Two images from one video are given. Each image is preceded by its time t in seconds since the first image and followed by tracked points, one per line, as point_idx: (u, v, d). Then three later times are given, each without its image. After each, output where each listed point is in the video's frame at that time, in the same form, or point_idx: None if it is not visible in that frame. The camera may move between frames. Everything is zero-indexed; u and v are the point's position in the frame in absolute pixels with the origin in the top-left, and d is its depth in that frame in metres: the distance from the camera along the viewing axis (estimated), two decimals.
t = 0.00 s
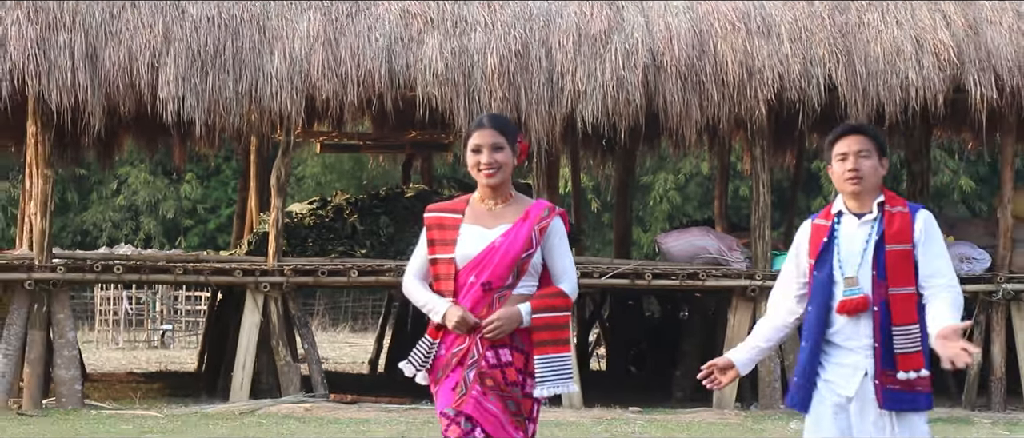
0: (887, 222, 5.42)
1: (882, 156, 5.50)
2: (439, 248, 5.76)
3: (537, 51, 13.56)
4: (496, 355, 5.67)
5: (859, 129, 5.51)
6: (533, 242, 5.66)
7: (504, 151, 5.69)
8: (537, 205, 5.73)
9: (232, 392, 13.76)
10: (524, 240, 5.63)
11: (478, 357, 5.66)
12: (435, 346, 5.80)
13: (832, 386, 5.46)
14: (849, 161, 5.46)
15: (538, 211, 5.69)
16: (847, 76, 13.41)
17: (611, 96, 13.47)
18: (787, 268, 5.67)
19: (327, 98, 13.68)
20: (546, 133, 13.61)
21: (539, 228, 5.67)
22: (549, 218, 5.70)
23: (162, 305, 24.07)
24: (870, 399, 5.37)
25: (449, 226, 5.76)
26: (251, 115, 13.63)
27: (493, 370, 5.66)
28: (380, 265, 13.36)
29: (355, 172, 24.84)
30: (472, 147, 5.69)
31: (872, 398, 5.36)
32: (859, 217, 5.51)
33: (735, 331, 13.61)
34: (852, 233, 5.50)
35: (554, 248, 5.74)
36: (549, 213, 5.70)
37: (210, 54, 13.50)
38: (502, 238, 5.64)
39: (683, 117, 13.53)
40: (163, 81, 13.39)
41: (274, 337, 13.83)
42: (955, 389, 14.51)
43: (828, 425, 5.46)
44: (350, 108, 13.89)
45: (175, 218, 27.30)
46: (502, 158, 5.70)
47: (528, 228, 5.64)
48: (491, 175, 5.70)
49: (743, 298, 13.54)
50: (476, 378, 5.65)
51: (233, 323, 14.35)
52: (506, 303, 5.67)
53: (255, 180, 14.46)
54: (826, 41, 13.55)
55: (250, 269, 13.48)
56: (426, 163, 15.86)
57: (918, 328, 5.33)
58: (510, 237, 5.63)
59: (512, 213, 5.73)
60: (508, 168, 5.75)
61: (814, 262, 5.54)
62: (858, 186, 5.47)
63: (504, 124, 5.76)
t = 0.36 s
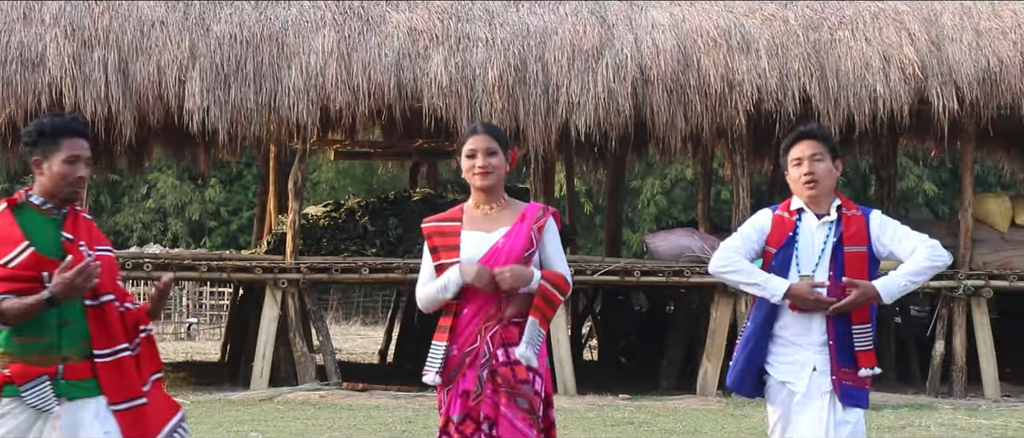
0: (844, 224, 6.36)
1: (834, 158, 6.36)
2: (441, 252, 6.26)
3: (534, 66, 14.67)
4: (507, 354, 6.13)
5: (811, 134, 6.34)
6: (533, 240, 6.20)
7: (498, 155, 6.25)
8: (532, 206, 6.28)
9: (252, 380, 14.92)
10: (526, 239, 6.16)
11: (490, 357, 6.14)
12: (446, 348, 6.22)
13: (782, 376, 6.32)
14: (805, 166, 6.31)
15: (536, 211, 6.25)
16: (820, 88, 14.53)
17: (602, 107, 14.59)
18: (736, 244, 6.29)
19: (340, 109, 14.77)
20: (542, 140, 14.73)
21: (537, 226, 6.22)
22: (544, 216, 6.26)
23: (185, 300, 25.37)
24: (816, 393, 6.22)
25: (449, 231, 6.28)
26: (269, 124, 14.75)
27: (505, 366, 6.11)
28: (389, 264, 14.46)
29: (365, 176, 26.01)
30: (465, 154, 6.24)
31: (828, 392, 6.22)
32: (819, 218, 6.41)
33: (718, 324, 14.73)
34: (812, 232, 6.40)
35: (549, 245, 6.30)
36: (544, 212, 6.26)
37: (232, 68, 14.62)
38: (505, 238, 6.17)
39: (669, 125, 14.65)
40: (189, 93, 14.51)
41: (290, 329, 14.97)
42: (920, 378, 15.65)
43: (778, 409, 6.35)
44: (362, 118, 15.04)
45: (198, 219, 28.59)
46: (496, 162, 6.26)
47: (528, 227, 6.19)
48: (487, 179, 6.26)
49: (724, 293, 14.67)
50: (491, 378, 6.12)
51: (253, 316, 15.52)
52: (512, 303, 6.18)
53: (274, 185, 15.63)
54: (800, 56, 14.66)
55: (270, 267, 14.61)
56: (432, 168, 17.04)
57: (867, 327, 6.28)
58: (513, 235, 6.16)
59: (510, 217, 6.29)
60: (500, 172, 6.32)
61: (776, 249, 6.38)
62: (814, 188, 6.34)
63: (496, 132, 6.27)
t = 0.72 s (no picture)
0: (837, 206, 6.84)
1: (824, 140, 6.77)
2: (452, 252, 6.78)
3: (535, 75, 15.33)
4: (515, 358, 6.67)
5: (803, 117, 6.74)
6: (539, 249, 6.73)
7: (517, 168, 6.73)
8: (538, 218, 6.80)
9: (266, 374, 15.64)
10: (531, 249, 6.69)
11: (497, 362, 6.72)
12: (462, 350, 6.85)
13: (774, 356, 6.82)
14: (797, 147, 6.74)
15: (541, 223, 6.77)
16: (807, 95, 15.21)
17: (599, 114, 15.27)
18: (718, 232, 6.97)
19: (349, 115, 15.47)
20: (541, 145, 15.42)
21: (544, 237, 6.75)
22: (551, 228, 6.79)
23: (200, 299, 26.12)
24: (808, 372, 6.75)
25: (458, 234, 6.79)
26: (281, 130, 15.44)
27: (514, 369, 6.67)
28: (395, 264, 15.10)
29: (373, 178, 26.73)
30: (484, 162, 6.72)
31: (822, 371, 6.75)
32: (810, 200, 6.89)
33: (710, 321, 15.39)
34: (804, 214, 6.88)
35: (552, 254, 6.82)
36: (550, 224, 6.79)
37: (246, 76, 15.30)
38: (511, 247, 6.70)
39: (663, 130, 15.33)
40: (205, 101, 15.20)
41: (301, 326, 15.67)
42: (904, 373, 16.35)
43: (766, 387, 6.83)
44: (369, 124, 15.74)
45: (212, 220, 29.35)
46: (513, 175, 6.74)
47: (534, 238, 6.71)
48: (502, 188, 6.75)
49: (717, 292, 15.34)
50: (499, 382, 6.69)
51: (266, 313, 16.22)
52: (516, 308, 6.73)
53: (286, 188, 16.34)
54: (789, 65, 15.34)
55: (282, 267, 15.30)
56: (437, 171, 17.75)
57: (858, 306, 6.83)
58: (520, 245, 6.68)
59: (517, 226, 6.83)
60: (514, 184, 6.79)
61: (765, 234, 6.89)
62: (805, 171, 6.78)
63: (518, 143, 6.78)
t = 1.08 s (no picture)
0: (806, 216, 6.83)
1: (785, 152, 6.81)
2: (472, 235, 6.92)
3: (536, 82, 16.02)
4: (522, 348, 6.95)
5: (764, 129, 6.79)
6: (553, 236, 6.87)
7: (526, 156, 6.90)
8: (553, 205, 6.96)
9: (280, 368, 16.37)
10: (544, 235, 6.85)
11: (505, 350, 6.93)
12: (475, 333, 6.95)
13: (757, 371, 6.71)
14: (759, 159, 6.76)
15: (556, 210, 6.92)
16: (797, 102, 15.87)
17: (598, 119, 15.95)
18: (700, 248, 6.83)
19: (359, 121, 16.17)
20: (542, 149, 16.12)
21: (558, 224, 6.89)
22: (567, 215, 6.93)
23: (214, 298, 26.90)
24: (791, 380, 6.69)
25: (479, 220, 6.94)
26: (294, 135, 16.13)
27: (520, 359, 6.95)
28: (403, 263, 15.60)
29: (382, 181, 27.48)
30: (493, 151, 6.89)
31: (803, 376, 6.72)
32: (777, 211, 6.87)
33: (705, 318, 16.07)
34: (772, 225, 6.85)
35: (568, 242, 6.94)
36: (567, 210, 6.93)
37: (260, 84, 15.99)
38: (525, 235, 6.87)
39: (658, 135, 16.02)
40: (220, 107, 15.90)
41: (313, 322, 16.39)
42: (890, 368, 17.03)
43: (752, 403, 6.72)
44: (378, 129, 16.45)
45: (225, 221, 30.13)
46: (523, 162, 6.92)
47: (548, 225, 6.86)
48: (515, 176, 6.91)
49: (711, 290, 16.02)
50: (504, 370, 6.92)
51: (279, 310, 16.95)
52: (530, 297, 6.92)
53: (298, 190, 17.06)
54: (779, 73, 16.01)
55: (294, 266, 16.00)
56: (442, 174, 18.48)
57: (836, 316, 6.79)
58: (534, 233, 6.85)
59: (533, 212, 6.96)
60: (527, 172, 6.97)
61: (738, 249, 6.81)
62: (769, 180, 6.79)
63: (522, 132, 6.94)
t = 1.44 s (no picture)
0: (794, 214, 6.97)
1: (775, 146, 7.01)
2: (483, 236, 7.22)
3: (537, 90, 16.81)
4: (539, 348, 7.20)
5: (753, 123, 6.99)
6: (562, 235, 7.21)
7: (531, 156, 7.22)
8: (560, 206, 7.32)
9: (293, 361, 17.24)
10: (554, 234, 7.19)
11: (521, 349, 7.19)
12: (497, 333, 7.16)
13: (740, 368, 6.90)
14: (748, 152, 6.97)
15: (563, 211, 7.27)
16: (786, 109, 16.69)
17: (596, 125, 16.76)
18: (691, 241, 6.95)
19: (369, 126, 16.98)
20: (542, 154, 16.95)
21: (567, 224, 7.25)
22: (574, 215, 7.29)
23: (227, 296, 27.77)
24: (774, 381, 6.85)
25: (489, 221, 7.27)
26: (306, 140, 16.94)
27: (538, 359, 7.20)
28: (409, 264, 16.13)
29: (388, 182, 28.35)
30: (499, 155, 7.21)
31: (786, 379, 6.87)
32: (766, 206, 7.03)
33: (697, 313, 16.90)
34: (758, 220, 7.00)
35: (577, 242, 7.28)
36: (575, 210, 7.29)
37: (275, 91, 16.79)
38: (536, 236, 7.20)
39: (653, 139, 16.85)
40: (237, 114, 16.70)
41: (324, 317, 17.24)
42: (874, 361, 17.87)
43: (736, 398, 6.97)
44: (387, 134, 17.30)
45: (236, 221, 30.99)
46: (529, 162, 7.23)
47: (557, 225, 7.21)
48: (522, 178, 7.24)
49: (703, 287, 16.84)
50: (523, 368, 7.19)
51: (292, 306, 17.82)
52: (544, 298, 7.20)
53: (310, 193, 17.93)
54: (769, 81, 16.83)
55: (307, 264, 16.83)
56: (447, 177, 19.35)
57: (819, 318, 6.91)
58: (544, 234, 7.19)
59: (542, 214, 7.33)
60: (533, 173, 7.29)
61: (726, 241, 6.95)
62: (757, 174, 6.98)
63: (524, 133, 7.25)
